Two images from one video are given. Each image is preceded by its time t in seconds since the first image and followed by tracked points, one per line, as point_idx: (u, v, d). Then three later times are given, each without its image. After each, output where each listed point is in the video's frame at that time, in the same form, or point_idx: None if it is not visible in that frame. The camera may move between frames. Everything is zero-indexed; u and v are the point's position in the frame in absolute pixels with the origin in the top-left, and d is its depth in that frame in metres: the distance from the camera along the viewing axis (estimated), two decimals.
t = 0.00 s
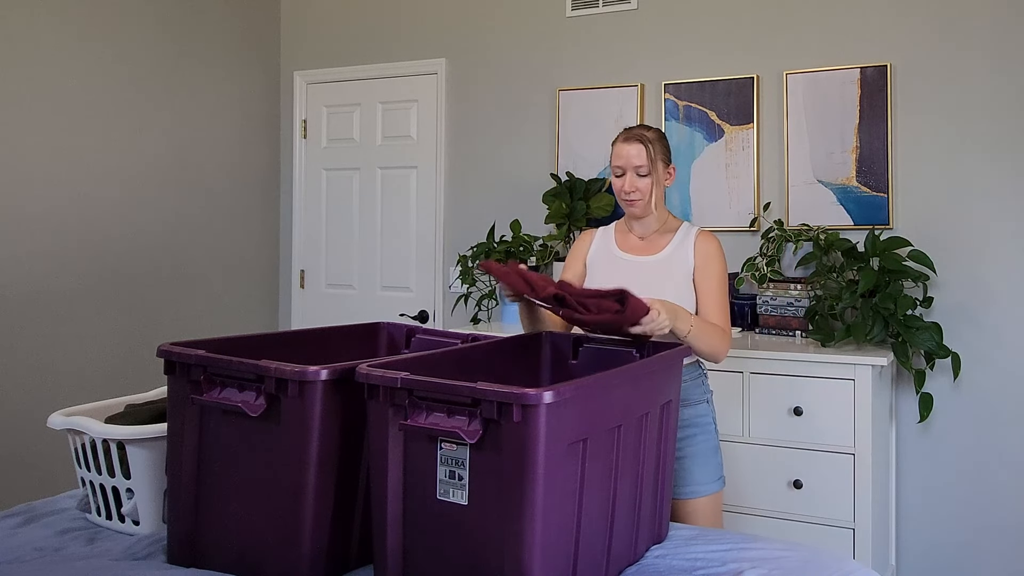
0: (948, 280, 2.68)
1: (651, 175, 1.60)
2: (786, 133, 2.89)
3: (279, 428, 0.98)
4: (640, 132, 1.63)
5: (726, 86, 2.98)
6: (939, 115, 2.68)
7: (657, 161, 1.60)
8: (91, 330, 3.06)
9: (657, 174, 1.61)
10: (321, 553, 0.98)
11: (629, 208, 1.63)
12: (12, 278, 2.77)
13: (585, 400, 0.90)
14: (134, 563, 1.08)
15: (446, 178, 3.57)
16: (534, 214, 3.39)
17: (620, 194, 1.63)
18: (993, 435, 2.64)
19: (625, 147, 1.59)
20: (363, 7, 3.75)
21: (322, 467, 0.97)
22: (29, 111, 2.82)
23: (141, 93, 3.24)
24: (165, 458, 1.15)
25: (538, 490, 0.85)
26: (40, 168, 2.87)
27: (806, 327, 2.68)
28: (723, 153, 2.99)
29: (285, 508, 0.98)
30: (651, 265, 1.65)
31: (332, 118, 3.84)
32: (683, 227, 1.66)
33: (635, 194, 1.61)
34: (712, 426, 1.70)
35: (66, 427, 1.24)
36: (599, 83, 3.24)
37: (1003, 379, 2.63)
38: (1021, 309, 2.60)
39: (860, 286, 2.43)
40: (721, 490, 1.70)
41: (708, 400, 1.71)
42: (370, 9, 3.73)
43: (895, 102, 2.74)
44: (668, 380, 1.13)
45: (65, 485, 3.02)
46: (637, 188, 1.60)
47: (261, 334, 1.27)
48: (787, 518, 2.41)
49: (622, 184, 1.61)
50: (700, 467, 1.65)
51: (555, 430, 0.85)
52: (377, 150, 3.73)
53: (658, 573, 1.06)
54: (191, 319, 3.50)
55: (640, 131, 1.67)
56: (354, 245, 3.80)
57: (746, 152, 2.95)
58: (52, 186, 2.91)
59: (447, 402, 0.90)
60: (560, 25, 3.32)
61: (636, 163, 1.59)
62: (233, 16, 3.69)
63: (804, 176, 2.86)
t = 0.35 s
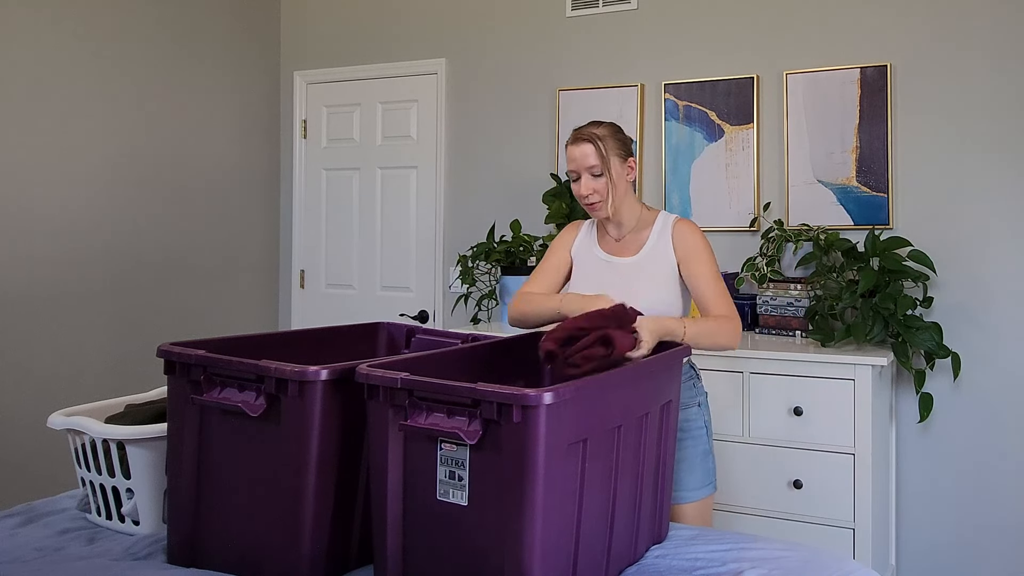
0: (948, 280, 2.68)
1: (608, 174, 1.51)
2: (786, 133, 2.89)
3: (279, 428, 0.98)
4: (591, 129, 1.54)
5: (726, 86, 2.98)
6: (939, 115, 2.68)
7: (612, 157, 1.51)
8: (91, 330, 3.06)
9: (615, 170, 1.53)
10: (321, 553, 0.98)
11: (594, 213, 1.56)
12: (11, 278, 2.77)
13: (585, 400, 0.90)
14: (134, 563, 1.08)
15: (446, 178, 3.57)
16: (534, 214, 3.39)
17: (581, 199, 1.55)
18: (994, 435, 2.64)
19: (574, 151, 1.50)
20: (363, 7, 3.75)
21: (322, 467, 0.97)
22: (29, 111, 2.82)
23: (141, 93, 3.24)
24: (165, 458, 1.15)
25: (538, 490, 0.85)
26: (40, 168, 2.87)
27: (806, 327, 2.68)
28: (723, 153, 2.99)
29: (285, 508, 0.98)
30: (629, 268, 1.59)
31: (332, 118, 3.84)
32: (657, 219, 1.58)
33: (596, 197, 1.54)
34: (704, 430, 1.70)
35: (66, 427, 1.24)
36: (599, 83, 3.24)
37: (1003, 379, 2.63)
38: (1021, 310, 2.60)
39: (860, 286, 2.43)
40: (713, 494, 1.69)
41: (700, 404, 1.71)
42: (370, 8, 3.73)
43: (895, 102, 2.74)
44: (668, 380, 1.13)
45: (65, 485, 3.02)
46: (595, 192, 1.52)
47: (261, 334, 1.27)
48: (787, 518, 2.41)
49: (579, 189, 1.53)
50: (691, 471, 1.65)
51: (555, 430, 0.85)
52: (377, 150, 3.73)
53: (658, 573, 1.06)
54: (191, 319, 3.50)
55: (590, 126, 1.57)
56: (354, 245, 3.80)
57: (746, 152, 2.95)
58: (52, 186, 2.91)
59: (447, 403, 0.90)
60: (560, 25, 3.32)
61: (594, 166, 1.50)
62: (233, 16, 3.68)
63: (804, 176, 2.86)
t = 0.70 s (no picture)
0: (948, 280, 2.68)
1: (593, 174, 1.43)
2: (786, 133, 2.89)
3: (280, 427, 0.98)
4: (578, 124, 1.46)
5: (726, 86, 2.98)
6: (939, 115, 2.68)
7: (597, 155, 1.42)
8: (91, 330, 3.06)
9: (601, 169, 1.44)
10: (321, 553, 0.98)
11: (584, 215, 1.47)
12: (11, 279, 2.77)
13: (586, 400, 0.90)
14: (134, 563, 1.08)
15: (446, 178, 3.57)
16: (534, 214, 3.39)
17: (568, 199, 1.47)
18: (994, 435, 2.64)
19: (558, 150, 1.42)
20: (363, 7, 3.74)
21: (322, 468, 0.97)
22: (29, 111, 2.82)
23: (141, 93, 3.24)
24: (165, 458, 1.15)
25: (539, 490, 0.85)
26: (40, 168, 2.87)
27: (806, 327, 2.69)
28: (723, 153, 2.99)
29: (286, 507, 0.98)
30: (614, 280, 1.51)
31: (332, 118, 3.84)
32: (650, 217, 1.48)
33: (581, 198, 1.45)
34: (714, 427, 1.68)
35: (66, 427, 1.24)
36: (599, 83, 3.24)
37: (1003, 378, 2.63)
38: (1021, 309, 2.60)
39: (861, 286, 2.43)
40: (724, 488, 1.70)
41: (711, 401, 1.68)
42: (370, 8, 3.73)
43: (895, 102, 2.74)
44: (669, 380, 1.13)
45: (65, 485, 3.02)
46: (581, 193, 1.44)
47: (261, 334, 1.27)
48: (787, 518, 2.42)
49: (566, 189, 1.45)
50: (698, 470, 1.65)
51: (556, 430, 0.85)
52: (377, 150, 3.73)
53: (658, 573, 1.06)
54: (191, 319, 3.50)
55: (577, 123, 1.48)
56: (353, 245, 3.80)
57: (746, 152, 2.95)
58: (52, 186, 2.91)
59: (448, 403, 0.90)
60: (560, 25, 3.32)
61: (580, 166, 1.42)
62: (232, 16, 3.68)
63: (804, 176, 2.86)
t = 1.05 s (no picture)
0: (947, 280, 2.68)
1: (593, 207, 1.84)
2: (786, 133, 2.89)
3: (279, 430, 0.98)
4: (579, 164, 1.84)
5: (726, 86, 2.98)
6: (939, 116, 2.68)
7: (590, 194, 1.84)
8: (91, 330, 3.06)
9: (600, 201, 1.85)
10: (321, 552, 0.98)
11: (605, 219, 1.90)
12: (11, 279, 2.77)
13: (584, 401, 0.90)
14: (135, 563, 1.08)
15: (446, 178, 3.57)
16: (534, 214, 3.39)
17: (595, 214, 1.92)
18: (994, 435, 2.64)
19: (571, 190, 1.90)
20: (363, 7, 3.75)
21: (320, 469, 0.97)
22: (29, 111, 2.83)
23: (141, 93, 3.24)
24: (165, 459, 1.15)
25: (538, 490, 0.85)
26: (40, 168, 2.87)
27: (806, 327, 2.69)
28: (724, 153, 2.99)
29: (286, 506, 0.98)
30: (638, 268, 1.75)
31: (332, 118, 3.84)
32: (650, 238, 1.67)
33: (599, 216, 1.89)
34: (715, 426, 1.86)
35: (66, 426, 1.24)
36: (599, 83, 3.24)
37: (1004, 379, 2.63)
38: (1021, 310, 2.60)
39: (861, 287, 2.43)
40: (730, 485, 1.86)
41: (713, 401, 1.85)
42: (370, 9, 3.73)
43: (895, 102, 2.74)
44: (668, 381, 1.14)
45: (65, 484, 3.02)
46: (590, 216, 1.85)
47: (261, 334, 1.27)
48: (787, 518, 2.42)
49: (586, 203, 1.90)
50: (696, 462, 1.87)
51: (554, 431, 0.86)
52: (377, 150, 3.73)
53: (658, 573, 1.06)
54: (192, 319, 3.50)
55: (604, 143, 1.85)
56: (354, 245, 3.80)
57: (746, 152, 2.95)
58: (52, 186, 2.91)
59: (447, 404, 0.90)
60: (560, 25, 3.32)
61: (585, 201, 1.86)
62: (232, 16, 3.69)
63: (804, 176, 2.86)
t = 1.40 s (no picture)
0: (948, 280, 2.68)
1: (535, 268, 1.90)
2: (786, 133, 2.89)
3: (279, 429, 0.98)
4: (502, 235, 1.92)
5: (726, 86, 2.98)
6: (939, 116, 2.68)
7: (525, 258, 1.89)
8: (91, 330, 3.06)
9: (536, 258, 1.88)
10: (320, 553, 0.98)
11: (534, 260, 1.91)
12: (11, 279, 2.77)
13: (585, 401, 0.90)
14: (135, 563, 1.08)
15: (445, 178, 3.57)
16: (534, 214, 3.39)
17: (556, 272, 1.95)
18: (994, 434, 2.64)
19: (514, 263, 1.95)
20: (363, 7, 3.75)
21: (321, 467, 0.97)
22: (30, 111, 2.83)
23: (141, 93, 3.24)
24: (165, 458, 1.15)
25: (538, 490, 0.85)
26: (40, 168, 2.87)
27: (806, 327, 2.69)
28: (724, 153, 2.99)
29: (286, 507, 0.98)
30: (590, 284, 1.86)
31: (332, 118, 3.84)
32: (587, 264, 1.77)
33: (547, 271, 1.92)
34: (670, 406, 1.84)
35: (66, 427, 1.24)
36: (599, 83, 3.24)
37: (1004, 379, 2.62)
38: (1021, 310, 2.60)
39: (861, 287, 2.43)
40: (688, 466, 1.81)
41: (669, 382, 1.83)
42: (369, 8, 3.73)
43: (895, 102, 2.74)
44: (668, 381, 1.13)
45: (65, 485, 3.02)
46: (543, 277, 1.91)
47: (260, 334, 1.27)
48: (787, 517, 2.42)
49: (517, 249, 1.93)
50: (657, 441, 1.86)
51: (555, 431, 0.85)
52: (377, 150, 3.73)
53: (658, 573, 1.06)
54: (191, 319, 3.50)
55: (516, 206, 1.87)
56: (354, 245, 3.80)
57: (746, 152, 2.95)
58: (52, 186, 2.91)
59: (447, 404, 0.90)
60: (560, 25, 3.32)
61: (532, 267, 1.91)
62: (233, 16, 3.69)
63: (804, 176, 2.86)
